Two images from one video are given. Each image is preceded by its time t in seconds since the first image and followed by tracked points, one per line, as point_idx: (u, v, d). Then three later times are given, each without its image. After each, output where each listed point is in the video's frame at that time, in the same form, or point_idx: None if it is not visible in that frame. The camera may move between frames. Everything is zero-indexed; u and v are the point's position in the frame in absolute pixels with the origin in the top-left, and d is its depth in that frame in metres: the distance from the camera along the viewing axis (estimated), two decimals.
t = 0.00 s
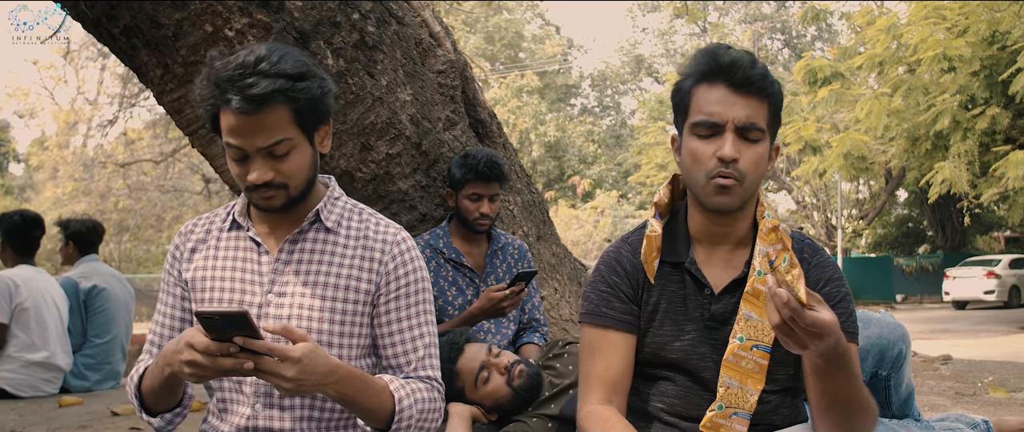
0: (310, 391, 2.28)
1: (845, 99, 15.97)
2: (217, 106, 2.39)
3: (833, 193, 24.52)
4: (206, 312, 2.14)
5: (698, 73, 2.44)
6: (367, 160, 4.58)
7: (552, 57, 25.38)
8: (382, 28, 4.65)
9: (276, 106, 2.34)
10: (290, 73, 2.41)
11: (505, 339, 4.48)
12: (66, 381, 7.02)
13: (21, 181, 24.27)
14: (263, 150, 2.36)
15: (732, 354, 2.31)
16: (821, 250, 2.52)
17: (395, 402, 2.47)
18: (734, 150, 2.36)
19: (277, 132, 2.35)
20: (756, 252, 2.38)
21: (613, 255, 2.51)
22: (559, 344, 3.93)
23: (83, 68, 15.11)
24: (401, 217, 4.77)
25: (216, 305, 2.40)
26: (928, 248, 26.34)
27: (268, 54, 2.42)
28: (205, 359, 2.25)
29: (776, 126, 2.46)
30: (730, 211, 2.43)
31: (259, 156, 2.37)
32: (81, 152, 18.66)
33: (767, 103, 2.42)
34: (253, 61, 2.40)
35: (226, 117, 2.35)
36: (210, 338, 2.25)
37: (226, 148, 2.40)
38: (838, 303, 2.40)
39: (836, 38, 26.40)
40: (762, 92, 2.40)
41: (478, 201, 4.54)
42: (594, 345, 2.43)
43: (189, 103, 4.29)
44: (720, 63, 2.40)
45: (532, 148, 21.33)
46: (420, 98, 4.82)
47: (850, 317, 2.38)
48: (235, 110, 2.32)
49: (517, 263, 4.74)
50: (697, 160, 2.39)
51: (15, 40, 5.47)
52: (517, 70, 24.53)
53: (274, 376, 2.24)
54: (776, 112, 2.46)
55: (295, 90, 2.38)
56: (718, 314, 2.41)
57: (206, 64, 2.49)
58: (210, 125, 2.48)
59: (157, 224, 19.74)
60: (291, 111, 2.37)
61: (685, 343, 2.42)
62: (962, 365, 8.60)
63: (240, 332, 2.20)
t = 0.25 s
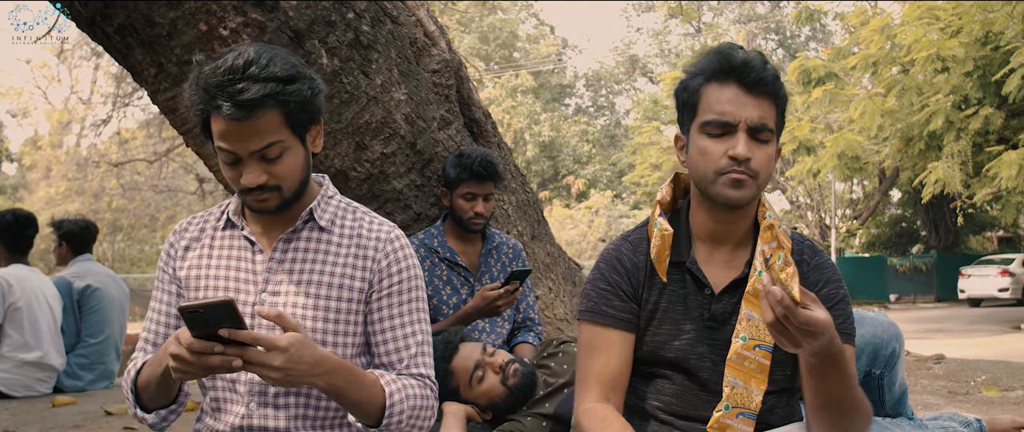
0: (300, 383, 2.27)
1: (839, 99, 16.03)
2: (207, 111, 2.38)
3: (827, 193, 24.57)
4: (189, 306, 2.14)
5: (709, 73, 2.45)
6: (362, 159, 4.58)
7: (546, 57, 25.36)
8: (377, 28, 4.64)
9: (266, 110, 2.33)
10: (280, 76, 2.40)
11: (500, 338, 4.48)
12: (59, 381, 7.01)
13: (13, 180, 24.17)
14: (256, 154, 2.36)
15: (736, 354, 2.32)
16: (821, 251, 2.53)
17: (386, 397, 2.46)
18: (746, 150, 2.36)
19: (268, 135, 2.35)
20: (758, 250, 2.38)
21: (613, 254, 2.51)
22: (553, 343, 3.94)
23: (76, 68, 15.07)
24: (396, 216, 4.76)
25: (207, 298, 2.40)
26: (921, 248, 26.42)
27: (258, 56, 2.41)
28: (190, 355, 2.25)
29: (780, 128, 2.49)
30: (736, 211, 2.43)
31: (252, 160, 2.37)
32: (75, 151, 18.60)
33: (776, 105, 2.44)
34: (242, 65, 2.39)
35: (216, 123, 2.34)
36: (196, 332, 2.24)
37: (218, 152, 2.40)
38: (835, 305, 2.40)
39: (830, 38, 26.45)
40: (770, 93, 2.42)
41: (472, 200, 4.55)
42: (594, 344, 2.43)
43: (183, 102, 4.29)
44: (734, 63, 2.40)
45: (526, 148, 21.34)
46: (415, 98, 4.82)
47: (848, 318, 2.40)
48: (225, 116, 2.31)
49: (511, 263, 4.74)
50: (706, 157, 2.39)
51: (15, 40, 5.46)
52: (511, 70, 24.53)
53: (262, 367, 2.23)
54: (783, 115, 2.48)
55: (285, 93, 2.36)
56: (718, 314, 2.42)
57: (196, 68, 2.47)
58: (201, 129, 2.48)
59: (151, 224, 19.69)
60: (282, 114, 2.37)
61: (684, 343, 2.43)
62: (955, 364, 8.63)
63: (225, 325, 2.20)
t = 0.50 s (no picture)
0: (299, 378, 2.27)
1: (831, 99, 16.07)
2: (197, 112, 2.37)
3: (819, 193, 24.63)
4: (187, 303, 2.14)
5: (699, 74, 2.45)
6: (356, 159, 4.59)
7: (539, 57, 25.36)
8: (371, 27, 4.62)
9: (256, 112, 2.33)
10: (270, 78, 2.39)
11: (494, 338, 4.47)
12: (52, 381, 6.98)
13: (4, 179, 24.04)
14: (246, 155, 2.36)
15: (737, 356, 2.34)
16: (818, 252, 2.55)
17: (383, 395, 2.45)
18: (733, 150, 2.37)
19: (257, 137, 2.35)
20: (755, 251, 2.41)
21: (609, 252, 2.51)
22: (547, 343, 3.94)
23: (67, 66, 15.00)
24: (390, 216, 4.75)
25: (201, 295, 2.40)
26: (912, 248, 26.55)
27: (248, 58, 2.40)
28: (189, 352, 2.24)
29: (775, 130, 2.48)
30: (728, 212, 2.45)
31: (242, 161, 2.37)
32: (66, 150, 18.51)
33: (767, 104, 2.43)
34: (232, 66, 2.38)
35: (206, 125, 2.33)
36: (193, 330, 2.23)
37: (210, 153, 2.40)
38: (834, 304, 2.42)
39: (822, 39, 26.51)
40: (763, 93, 2.42)
41: (466, 200, 4.55)
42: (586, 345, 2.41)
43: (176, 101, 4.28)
44: (723, 63, 2.40)
45: (519, 148, 21.33)
46: (409, 97, 4.82)
47: (845, 319, 2.40)
48: (214, 118, 2.31)
49: (505, 263, 4.73)
50: (695, 160, 2.41)
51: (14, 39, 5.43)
52: (504, 70, 24.52)
53: (260, 362, 2.23)
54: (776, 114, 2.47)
55: (275, 94, 2.37)
56: (715, 314, 2.42)
57: (185, 69, 2.45)
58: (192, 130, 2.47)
59: (142, 224, 19.59)
60: (271, 117, 2.37)
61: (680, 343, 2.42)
62: (947, 364, 8.67)
63: (223, 322, 2.20)
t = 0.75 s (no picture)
0: (294, 378, 2.26)
1: (824, 99, 16.10)
2: (191, 115, 2.35)
3: (812, 193, 24.68)
4: (182, 303, 2.14)
5: (677, 72, 2.47)
6: (350, 158, 4.59)
7: (532, 57, 25.36)
8: (366, 26, 4.61)
9: (251, 114, 2.33)
10: (263, 79, 2.38)
11: (489, 337, 4.47)
12: (44, 381, 6.94)
13: None
14: (242, 156, 2.35)
15: (723, 352, 2.29)
16: (811, 250, 2.54)
17: (378, 394, 2.45)
18: (705, 138, 2.37)
19: (251, 139, 2.34)
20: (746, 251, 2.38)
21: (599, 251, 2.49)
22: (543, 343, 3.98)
23: (58, 66, 14.94)
24: (385, 215, 4.74)
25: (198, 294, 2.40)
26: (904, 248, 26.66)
27: (240, 59, 2.37)
28: (185, 352, 2.24)
29: (757, 124, 2.45)
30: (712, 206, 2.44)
31: (238, 163, 2.36)
32: (57, 149, 18.42)
33: (745, 95, 2.41)
34: (225, 68, 2.35)
35: (200, 128, 2.33)
36: (187, 330, 2.23)
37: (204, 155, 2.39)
38: (825, 303, 2.39)
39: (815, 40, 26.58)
40: (742, 84, 2.41)
41: (462, 199, 4.54)
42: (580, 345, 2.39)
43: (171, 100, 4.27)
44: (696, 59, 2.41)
45: (513, 148, 21.31)
46: (404, 96, 4.80)
47: (837, 316, 2.39)
48: (208, 122, 2.29)
49: (500, 262, 4.73)
50: (673, 152, 2.40)
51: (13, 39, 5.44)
52: (497, 69, 24.52)
53: (255, 362, 2.22)
54: (757, 106, 2.45)
55: (269, 96, 2.36)
56: (706, 310, 2.41)
57: (177, 71, 2.42)
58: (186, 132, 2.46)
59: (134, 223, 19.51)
60: (266, 119, 2.37)
61: (675, 337, 2.41)
62: (940, 363, 8.70)
63: (219, 322, 2.20)
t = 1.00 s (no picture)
0: (293, 374, 2.26)
1: (818, 99, 16.14)
2: (190, 117, 2.35)
3: (806, 193, 24.74)
4: (181, 296, 2.13)
5: (667, 72, 2.48)
6: (347, 157, 4.57)
7: (527, 57, 25.35)
8: (363, 25, 4.61)
9: (253, 116, 2.32)
10: (265, 81, 2.38)
11: (485, 337, 4.48)
12: (39, 381, 6.92)
13: None
14: (244, 158, 2.35)
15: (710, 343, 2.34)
16: (804, 244, 2.51)
17: (375, 391, 2.45)
18: (690, 136, 2.36)
19: (253, 142, 2.34)
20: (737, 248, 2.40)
21: (593, 252, 2.54)
22: (540, 341, 3.94)
23: (52, 65, 14.91)
24: (382, 214, 4.73)
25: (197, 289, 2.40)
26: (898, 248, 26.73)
27: (241, 60, 2.37)
28: (182, 348, 2.23)
29: (746, 121, 2.44)
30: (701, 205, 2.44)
31: (238, 164, 2.36)
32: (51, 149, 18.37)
33: (732, 92, 2.41)
34: (225, 70, 2.35)
35: (199, 130, 2.31)
36: (185, 325, 2.22)
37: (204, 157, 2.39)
38: (815, 292, 2.36)
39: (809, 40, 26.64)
40: (729, 83, 2.40)
41: (458, 199, 4.54)
42: (578, 345, 2.44)
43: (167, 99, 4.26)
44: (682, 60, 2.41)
45: (508, 148, 21.32)
46: (402, 95, 4.80)
47: (828, 305, 2.34)
48: (208, 124, 2.28)
49: (497, 261, 4.73)
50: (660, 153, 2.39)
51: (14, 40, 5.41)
52: (492, 69, 24.52)
53: (254, 358, 2.22)
54: (746, 102, 2.44)
55: (272, 99, 2.36)
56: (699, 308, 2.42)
57: (174, 72, 2.42)
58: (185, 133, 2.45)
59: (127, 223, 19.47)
60: (268, 121, 2.36)
61: (667, 338, 2.44)
62: (935, 363, 8.73)
63: (218, 316, 2.19)
